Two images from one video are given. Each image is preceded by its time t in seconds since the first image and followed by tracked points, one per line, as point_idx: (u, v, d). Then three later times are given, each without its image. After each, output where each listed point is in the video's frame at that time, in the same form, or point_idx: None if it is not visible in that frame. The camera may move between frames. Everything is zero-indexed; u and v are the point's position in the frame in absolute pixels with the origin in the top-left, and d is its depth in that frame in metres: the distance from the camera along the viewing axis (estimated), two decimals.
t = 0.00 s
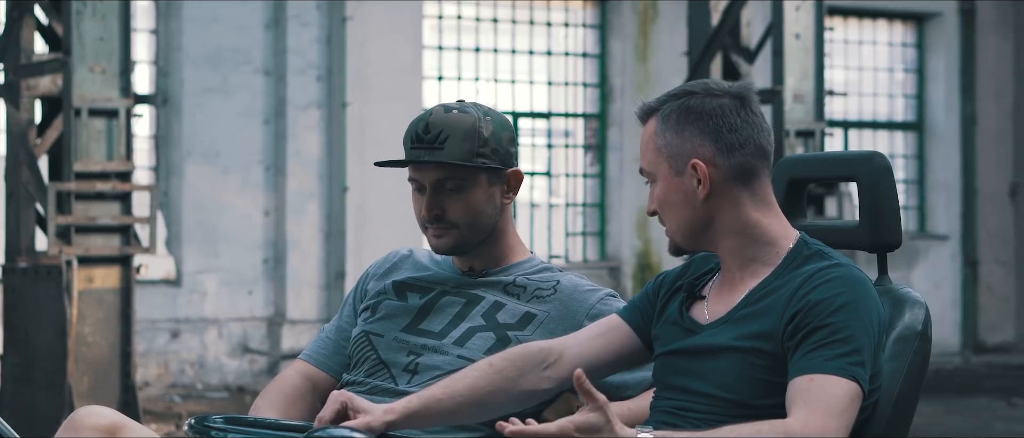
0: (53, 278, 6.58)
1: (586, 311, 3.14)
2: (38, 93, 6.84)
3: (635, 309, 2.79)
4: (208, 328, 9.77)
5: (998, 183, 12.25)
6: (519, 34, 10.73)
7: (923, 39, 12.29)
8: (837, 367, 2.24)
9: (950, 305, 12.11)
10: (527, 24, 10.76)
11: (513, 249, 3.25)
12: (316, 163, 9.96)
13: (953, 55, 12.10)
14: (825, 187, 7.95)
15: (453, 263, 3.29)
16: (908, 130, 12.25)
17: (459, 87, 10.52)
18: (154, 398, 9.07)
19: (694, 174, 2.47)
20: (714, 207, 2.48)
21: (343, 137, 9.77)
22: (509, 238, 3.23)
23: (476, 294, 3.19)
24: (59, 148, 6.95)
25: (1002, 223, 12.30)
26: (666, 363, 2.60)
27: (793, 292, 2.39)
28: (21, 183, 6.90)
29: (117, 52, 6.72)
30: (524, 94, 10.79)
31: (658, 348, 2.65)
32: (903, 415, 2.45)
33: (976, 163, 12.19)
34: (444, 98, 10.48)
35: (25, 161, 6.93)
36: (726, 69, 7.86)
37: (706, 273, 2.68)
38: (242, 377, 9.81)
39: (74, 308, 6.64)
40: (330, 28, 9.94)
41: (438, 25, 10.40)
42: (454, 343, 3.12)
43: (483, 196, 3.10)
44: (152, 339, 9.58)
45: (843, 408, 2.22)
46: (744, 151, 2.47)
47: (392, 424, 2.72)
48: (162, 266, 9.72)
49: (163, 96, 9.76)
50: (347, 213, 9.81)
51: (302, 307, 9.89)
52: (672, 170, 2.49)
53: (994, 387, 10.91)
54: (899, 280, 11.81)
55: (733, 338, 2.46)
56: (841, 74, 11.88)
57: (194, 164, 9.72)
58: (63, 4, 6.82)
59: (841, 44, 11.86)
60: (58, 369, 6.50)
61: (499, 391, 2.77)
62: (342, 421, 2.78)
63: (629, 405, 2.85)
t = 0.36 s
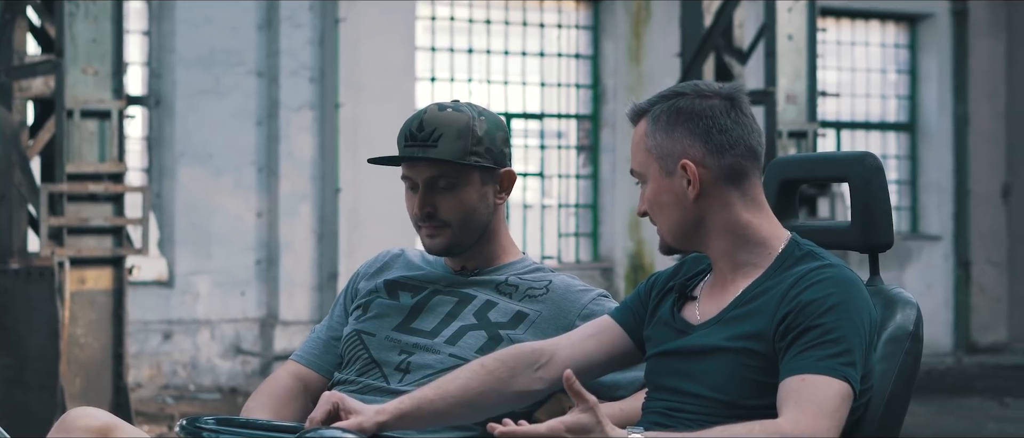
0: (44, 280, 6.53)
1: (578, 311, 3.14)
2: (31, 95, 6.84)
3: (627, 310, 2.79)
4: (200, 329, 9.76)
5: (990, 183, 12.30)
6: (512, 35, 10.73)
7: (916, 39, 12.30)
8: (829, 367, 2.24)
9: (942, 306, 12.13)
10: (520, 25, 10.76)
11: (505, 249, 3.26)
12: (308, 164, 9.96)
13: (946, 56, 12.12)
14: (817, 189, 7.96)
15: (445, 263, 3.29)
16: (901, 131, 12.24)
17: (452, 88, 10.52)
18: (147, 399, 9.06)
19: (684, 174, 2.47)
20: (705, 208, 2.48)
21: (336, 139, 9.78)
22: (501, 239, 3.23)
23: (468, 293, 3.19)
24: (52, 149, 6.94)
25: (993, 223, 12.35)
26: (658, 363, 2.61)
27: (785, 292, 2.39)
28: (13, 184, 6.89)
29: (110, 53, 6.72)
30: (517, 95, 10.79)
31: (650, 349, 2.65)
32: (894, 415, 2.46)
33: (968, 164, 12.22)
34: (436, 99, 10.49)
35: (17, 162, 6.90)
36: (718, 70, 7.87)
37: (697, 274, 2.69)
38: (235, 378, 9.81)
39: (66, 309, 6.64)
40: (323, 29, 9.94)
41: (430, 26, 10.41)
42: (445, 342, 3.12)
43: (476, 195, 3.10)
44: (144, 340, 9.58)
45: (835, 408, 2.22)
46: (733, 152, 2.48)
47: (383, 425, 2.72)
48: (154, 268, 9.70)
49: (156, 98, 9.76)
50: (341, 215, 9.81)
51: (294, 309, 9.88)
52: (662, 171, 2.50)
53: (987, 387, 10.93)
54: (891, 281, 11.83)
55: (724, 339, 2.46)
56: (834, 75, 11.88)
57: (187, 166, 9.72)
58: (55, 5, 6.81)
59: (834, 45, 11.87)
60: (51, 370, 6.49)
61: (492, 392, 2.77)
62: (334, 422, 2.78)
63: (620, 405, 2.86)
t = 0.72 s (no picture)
0: (36, 282, 6.51)
1: (569, 311, 3.15)
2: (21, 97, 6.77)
3: (619, 311, 2.79)
4: (193, 331, 9.74)
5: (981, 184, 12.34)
6: (504, 36, 10.73)
7: (907, 40, 12.32)
8: (820, 369, 2.25)
9: (934, 306, 12.16)
10: (512, 26, 10.77)
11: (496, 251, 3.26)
12: (300, 166, 9.96)
13: (937, 57, 12.14)
14: (809, 189, 7.96)
15: (437, 262, 3.29)
16: (893, 132, 12.26)
17: (444, 89, 10.52)
18: (138, 401, 9.03)
19: (676, 175, 2.48)
20: (696, 209, 2.49)
21: (328, 140, 9.78)
22: (493, 239, 3.24)
23: (459, 292, 3.19)
24: (43, 152, 6.90)
25: (985, 224, 12.38)
26: (650, 364, 2.61)
27: (776, 293, 2.40)
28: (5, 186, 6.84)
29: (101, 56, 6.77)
30: (509, 96, 10.79)
31: (641, 350, 2.66)
32: (886, 416, 2.46)
33: (960, 165, 12.24)
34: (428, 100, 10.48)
35: (9, 164, 6.88)
36: (710, 72, 7.88)
37: (688, 275, 2.69)
38: (227, 380, 9.78)
39: (59, 311, 6.62)
40: (315, 31, 9.95)
41: (422, 27, 10.40)
42: (437, 340, 3.12)
43: (472, 194, 3.11)
44: (136, 342, 9.55)
45: (826, 410, 2.23)
46: (724, 154, 2.48)
47: (375, 426, 2.73)
48: (147, 269, 9.73)
49: (148, 99, 9.78)
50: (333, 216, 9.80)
51: (287, 310, 9.87)
52: (654, 171, 2.51)
53: (979, 387, 10.94)
54: (883, 281, 11.85)
55: (716, 339, 2.46)
56: (826, 76, 11.90)
57: (179, 167, 9.71)
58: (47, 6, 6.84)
59: (826, 46, 11.89)
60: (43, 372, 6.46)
61: (484, 392, 2.77)
62: (325, 423, 2.78)
63: (613, 406, 2.86)
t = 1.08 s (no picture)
0: (34, 277, 6.50)
1: (570, 308, 3.14)
2: (21, 92, 6.83)
3: (619, 307, 2.79)
4: (191, 327, 9.74)
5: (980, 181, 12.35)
6: (503, 32, 10.73)
7: (906, 36, 12.32)
8: (817, 363, 2.25)
9: (933, 303, 12.17)
10: (511, 22, 10.77)
11: (497, 247, 3.26)
12: (299, 162, 9.96)
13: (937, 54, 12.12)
14: (809, 186, 7.96)
15: (438, 259, 3.29)
16: (892, 128, 12.29)
17: (443, 85, 10.52)
18: (137, 396, 9.03)
19: (678, 170, 2.49)
20: (698, 205, 2.50)
21: (327, 135, 9.78)
22: (495, 236, 3.24)
23: (459, 288, 3.19)
24: (42, 147, 6.91)
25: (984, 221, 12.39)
26: (649, 361, 2.61)
27: (776, 289, 2.40)
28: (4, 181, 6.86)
29: (100, 51, 6.70)
30: (508, 92, 10.79)
31: (641, 347, 2.66)
32: (886, 412, 2.46)
33: (958, 162, 12.25)
34: (427, 96, 10.48)
35: (9, 159, 6.84)
36: (709, 68, 7.88)
37: (689, 271, 2.69)
38: (226, 375, 9.78)
39: (57, 307, 6.61)
40: (314, 27, 9.92)
41: (421, 23, 10.41)
42: (437, 337, 3.12)
43: (471, 193, 3.11)
44: (135, 337, 9.56)
45: (822, 403, 2.23)
46: (728, 150, 2.49)
47: (375, 422, 2.74)
48: (145, 265, 9.70)
49: (146, 94, 9.76)
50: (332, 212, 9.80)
51: (285, 306, 9.88)
52: (656, 166, 2.52)
53: (977, 384, 10.95)
54: (882, 278, 11.85)
55: (715, 336, 2.46)
56: (825, 72, 11.91)
57: (178, 163, 9.72)
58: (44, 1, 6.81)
59: (825, 42, 11.89)
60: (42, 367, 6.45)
61: (483, 389, 2.77)
62: (325, 420, 2.79)
63: (613, 403, 2.86)
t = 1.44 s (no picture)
0: (32, 277, 6.47)
1: (570, 308, 3.13)
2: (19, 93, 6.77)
3: (618, 308, 2.77)
4: (190, 327, 9.72)
5: (981, 180, 12.34)
6: (502, 32, 10.72)
7: (907, 36, 12.31)
8: (817, 363, 2.24)
9: (933, 303, 12.15)
10: (510, 22, 10.76)
11: (493, 248, 3.24)
12: (298, 162, 9.93)
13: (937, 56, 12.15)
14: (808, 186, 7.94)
15: (436, 259, 3.28)
16: (892, 127, 12.28)
17: (442, 85, 10.51)
18: (136, 397, 9.01)
19: (674, 170, 2.48)
20: (695, 205, 2.48)
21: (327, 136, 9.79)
22: (491, 236, 3.22)
23: (458, 289, 3.18)
24: (41, 148, 6.87)
25: (985, 220, 12.38)
26: (649, 361, 2.59)
27: (774, 288, 2.39)
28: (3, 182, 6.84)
29: (98, 52, 6.72)
30: (507, 92, 10.78)
31: (640, 347, 2.64)
32: (886, 412, 2.45)
33: (959, 161, 12.23)
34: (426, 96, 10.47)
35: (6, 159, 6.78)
36: (709, 67, 7.87)
37: (688, 272, 2.67)
38: (226, 376, 9.75)
39: (55, 307, 6.61)
40: (313, 27, 9.90)
41: (421, 23, 10.42)
42: (436, 338, 3.11)
43: (452, 196, 3.09)
44: (134, 338, 9.55)
45: (821, 402, 2.21)
46: (724, 149, 2.47)
47: (374, 422, 2.72)
48: (144, 266, 9.69)
49: (145, 95, 9.73)
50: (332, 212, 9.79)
51: (284, 307, 9.86)
52: (652, 167, 2.51)
53: (978, 384, 10.92)
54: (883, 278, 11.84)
55: (715, 336, 2.45)
56: (825, 72, 11.90)
57: (177, 163, 9.71)
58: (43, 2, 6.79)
59: (824, 42, 11.88)
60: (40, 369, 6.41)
61: (482, 389, 2.76)
62: (323, 420, 2.76)
63: (612, 402, 2.85)
